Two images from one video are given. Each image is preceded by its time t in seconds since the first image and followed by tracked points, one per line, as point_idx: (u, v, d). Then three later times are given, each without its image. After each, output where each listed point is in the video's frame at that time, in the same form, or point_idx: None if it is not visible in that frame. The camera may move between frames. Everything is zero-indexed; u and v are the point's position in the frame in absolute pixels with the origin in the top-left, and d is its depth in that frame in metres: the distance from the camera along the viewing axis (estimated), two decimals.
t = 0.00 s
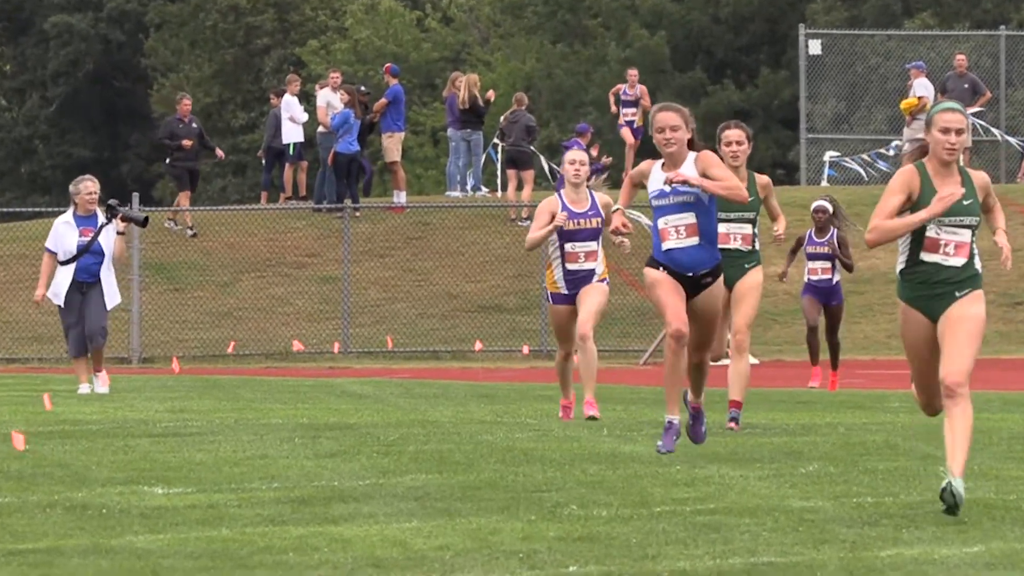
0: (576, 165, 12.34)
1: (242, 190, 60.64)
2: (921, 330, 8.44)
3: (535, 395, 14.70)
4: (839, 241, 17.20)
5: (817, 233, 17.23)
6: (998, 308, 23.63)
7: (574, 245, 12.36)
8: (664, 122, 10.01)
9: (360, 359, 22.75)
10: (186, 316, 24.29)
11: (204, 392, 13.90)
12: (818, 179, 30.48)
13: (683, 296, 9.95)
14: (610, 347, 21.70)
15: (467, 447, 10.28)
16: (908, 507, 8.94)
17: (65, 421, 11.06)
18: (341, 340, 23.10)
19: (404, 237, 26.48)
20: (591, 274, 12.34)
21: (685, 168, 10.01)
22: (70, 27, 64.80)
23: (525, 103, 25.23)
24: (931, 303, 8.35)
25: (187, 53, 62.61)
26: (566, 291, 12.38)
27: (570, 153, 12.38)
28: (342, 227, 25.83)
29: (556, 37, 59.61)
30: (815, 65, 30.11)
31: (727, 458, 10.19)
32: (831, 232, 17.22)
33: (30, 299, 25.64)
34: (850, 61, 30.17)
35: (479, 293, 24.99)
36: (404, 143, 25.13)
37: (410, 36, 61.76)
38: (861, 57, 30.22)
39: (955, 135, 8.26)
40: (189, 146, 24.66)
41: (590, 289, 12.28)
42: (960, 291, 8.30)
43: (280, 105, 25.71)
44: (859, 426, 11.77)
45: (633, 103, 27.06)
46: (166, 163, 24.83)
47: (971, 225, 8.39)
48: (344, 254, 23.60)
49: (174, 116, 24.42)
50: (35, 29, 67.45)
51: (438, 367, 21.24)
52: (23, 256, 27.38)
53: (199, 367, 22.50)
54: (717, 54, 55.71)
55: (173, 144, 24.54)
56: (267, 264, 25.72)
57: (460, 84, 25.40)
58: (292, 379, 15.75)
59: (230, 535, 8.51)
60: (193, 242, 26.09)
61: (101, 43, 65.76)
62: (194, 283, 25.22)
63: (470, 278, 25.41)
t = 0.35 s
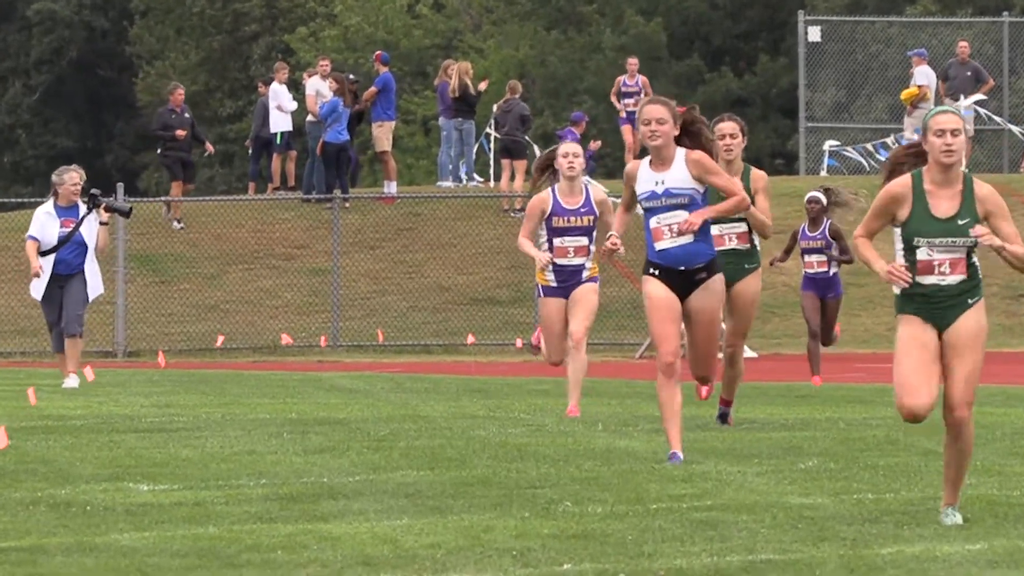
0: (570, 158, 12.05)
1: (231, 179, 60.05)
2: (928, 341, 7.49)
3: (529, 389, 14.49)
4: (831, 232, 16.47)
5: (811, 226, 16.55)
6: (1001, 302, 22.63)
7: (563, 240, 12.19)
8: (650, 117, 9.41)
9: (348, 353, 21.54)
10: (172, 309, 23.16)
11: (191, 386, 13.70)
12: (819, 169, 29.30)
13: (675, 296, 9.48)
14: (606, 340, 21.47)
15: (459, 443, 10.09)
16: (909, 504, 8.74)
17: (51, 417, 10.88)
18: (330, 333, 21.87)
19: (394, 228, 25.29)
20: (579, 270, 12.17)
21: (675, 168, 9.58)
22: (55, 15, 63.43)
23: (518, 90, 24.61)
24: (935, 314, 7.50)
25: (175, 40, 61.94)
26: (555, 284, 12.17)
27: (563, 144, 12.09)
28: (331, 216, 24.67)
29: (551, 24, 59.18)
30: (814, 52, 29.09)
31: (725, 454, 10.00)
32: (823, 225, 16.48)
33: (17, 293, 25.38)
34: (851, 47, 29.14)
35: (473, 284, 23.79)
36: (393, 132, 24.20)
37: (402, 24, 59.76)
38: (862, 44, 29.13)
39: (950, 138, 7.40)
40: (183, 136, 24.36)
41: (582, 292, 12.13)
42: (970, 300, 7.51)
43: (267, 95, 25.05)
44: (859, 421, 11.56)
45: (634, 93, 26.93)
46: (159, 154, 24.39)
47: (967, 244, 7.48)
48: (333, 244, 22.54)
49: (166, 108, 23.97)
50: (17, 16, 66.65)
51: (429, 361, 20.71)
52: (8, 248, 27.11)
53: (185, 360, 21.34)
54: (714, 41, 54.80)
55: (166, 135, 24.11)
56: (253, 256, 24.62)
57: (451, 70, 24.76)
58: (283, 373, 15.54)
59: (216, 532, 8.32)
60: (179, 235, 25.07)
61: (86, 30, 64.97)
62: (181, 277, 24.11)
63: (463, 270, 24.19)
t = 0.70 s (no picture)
0: (556, 145, 11.86)
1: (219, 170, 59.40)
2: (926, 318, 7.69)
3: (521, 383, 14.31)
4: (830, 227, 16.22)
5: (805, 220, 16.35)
6: (1000, 294, 22.37)
7: (544, 229, 12.08)
8: (651, 110, 9.01)
9: (337, 347, 21.06)
10: (155, 301, 22.57)
11: (176, 380, 13.50)
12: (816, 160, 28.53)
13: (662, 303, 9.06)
14: (598, 333, 21.19)
15: (449, 438, 9.92)
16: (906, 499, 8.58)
17: (33, 412, 10.69)
18: (319, 325, 21.37)
19: (384, 219, 24.66)
20: (565, 260, 12.09)
21: (677, 163, 9.13)
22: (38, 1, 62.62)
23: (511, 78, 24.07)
24: (927, 296, 7.69)
25: (159, 27, 61.11)
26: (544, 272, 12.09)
27: (549, 132, 11.89)
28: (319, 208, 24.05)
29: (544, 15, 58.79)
30: (810, 40, 28.27)
31: (721, 449, 9.85)
32: (820, 219, 16.32)
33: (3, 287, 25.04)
34: (848, 34, 28.27)
35: (463, 277, 23.25)
36: (383, 121, 23.86)
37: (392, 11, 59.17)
38: (859, 31, 28.26)
39: (931, 117, 7.71)
40: (176, 124, 23.59)
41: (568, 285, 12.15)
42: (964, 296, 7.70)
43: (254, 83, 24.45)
44: (855, 415, 11.41)
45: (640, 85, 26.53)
46: (151, 142, 23.79)
47: (938, 213, 7.72)
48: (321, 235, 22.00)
49: (160, 95, 23.41)
50: None
51: (420, 353, 20.26)
52: None
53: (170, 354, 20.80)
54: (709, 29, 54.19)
55: (159, 123, 23.47)
56: (239, 246, 23.96)
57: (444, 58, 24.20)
58: (270, 368, 15.31)
59: (202, 528, 8.15)
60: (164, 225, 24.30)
61: (68, 17, 64.08)
62: (164, 267, 23.43)
63: (453, 262, 23.67)
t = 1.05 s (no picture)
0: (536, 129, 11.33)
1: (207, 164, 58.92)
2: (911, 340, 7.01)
3: (512, 379, 14.14)
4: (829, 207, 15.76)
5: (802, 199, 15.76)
6: (999, 289, 22.21)
7: (524, 211, 11.38)
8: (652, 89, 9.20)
9: (323, 342, 20.60)
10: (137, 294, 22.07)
11: (160, 376, 13.33)
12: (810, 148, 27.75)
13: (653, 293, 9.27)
14: (592, 327, 20.98)
15: (439, 434, 9.77)
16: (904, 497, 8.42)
17: (11, 409, 10.49)
18: (304, 319, 20.93)
19: (372, 211, 24.24)
20: (546, 244, 11.30)
21: (677, 144, 9.35)
22: None
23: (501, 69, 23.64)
24: (916, 303, 7.06)
25: (142, 17, 60.45)
26: (525, 258, 11.32)
27: (529, 115, 11.35)
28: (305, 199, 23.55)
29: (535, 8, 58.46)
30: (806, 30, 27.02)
31: (714, 446, 9.70)
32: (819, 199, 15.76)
33: None
34: (845, 23, 27.22)
35: (452, 270, 22.76)
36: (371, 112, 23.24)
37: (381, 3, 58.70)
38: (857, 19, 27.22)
39: (915, 118, 7.07)
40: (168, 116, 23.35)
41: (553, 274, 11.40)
42: (953, 299, 7.07)
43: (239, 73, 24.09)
44: (851, 412, 11.26)
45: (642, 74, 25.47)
46: (141, 134, 23.53)
47: (934, 224, 7.14)
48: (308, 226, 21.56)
49: (151, 87, 23.12)
50: None
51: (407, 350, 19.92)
52: None
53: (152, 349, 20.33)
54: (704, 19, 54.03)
55: (151, 115, 23.19)
56: (225, 238, 23.46)
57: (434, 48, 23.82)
58: (255, 364, 15.10)
59: (185, 527, 7.96)
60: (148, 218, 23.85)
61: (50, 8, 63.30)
62: (147, 261, 22.91)
63: (443, 255, 23.18)
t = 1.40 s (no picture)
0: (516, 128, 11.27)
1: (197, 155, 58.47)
2: (886, 328, 6.79)
3: (502, 373, 13.99)
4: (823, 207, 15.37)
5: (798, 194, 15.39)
6: (998, 281, 22.05)
7: (513, 217, 11.29)
8: (640, 91, 8.41)
9: (308, 334, 20.35)
10: (119, 287, 21.85)
11: (142, 370, 13.21)
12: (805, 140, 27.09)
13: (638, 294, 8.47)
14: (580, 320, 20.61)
15: (426, 430, 9.65)
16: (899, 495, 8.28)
17: None
18: (289, 312, 20.68)
19: (357, 201, 24.02)
20: (532, 250, 11.23)
21: (668, 153, 8.51)
22: None
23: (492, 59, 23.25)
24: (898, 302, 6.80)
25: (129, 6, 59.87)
26: (505, 260, 11.28)
27: (511, 112, 11.29)
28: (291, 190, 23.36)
29: None
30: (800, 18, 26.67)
31: (706, 441, 9.56)
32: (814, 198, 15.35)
33: None
34: (840, 11, 26.87)
35: (440, 262, 22.58)
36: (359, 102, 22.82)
37: None
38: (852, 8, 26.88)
39: (918, 104, 6.80)
40: (161, 109, 23.01)
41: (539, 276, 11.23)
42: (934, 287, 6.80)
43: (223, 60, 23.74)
44: (846, 406, 11.11)
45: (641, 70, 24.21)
46: (133, 129, 23.23)
47: (945, 206, 6.84)
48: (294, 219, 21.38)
49: (144, 80, 22.76)
50: None
51: (395, 342, 19.65)
52: None
53: (136, 343, 20.09)
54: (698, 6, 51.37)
55: (144, 108, 22.88)
56: (208, 230, 23.20)
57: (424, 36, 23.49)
58: (239, 358, 14.91)
59: (167, 523, 7.78)
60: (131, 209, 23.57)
61: None
62: (130, 252, 22.66)
63: (431, 246, 22.97)
